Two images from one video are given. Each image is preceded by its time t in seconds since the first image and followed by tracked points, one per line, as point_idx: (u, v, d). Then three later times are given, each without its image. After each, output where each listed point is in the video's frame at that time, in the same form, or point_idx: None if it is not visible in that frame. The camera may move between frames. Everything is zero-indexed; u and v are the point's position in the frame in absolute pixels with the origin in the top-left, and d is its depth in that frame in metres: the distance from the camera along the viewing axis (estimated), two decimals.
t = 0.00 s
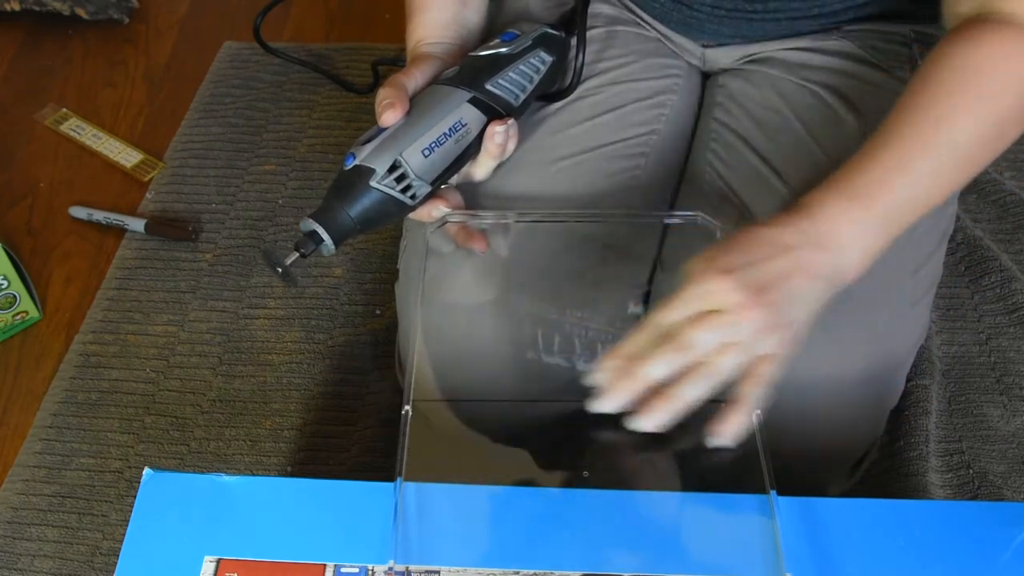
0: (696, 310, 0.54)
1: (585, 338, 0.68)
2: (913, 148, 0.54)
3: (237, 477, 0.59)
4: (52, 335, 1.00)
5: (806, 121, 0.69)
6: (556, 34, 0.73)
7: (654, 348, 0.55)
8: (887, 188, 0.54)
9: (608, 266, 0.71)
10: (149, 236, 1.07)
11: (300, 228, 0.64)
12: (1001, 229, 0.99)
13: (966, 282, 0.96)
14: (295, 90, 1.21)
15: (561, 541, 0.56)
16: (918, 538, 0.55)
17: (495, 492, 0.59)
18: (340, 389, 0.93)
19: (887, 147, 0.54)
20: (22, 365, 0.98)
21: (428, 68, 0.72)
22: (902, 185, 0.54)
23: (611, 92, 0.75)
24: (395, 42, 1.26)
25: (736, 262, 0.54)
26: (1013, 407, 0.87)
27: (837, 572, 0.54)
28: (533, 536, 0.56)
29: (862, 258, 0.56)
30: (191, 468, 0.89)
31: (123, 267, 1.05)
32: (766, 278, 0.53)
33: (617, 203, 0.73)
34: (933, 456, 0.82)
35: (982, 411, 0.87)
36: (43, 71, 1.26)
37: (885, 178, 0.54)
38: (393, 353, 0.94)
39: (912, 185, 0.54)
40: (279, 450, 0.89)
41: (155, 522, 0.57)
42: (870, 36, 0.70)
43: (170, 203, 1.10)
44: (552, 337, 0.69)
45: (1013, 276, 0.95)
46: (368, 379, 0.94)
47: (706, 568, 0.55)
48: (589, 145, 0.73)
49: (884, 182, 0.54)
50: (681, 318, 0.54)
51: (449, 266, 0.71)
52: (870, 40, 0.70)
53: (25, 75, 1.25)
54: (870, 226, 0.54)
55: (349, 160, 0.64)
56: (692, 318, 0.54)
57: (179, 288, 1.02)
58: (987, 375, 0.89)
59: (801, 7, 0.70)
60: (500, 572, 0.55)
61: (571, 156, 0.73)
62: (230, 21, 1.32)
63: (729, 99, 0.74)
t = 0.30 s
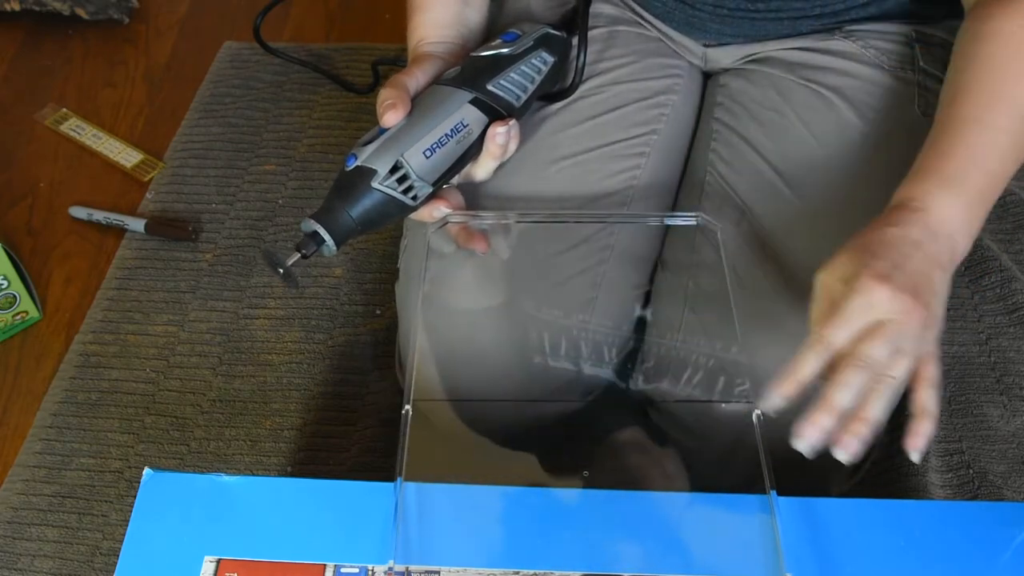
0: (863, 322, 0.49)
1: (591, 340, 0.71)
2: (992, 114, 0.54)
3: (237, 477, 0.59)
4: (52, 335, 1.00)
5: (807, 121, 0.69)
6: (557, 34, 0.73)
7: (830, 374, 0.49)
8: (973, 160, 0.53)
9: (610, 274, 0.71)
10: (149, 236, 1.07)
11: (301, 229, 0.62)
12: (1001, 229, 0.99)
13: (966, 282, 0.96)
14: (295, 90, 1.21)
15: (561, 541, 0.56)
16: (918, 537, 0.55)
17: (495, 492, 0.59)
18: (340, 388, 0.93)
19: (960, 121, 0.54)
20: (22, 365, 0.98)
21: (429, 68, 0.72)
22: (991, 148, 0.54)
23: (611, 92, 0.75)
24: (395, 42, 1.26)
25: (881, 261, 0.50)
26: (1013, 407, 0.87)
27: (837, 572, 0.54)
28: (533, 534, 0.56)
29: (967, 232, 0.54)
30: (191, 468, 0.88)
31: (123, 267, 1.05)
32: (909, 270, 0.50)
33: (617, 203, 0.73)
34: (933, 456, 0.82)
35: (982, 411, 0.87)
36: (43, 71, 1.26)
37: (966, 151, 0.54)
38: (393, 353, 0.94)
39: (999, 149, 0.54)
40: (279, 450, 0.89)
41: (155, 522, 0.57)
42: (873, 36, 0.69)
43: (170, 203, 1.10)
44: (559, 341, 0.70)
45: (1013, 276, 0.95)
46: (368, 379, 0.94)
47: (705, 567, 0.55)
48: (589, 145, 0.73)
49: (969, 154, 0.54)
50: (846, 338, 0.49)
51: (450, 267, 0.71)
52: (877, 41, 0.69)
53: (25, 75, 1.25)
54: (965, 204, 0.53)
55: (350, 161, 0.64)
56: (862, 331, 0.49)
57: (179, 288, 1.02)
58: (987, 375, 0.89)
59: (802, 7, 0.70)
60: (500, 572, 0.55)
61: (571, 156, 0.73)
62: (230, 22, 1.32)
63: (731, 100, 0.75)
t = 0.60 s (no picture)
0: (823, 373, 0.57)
1: (592, 343, 0.71)
2: (943, 141, 0.55)
3: (238, 477, 0.59)
4: (52, 335, 1.00)
5: (807, 121, 0.69)
6: (558, 35, 0.72)
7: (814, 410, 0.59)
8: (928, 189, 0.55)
9: (611, 273, 0.71)
10: (149, 236, 1.07)
11: (301, 230, 0.62)
12: (1001, 229, 0.99)
13: (966, 283, 0.96)
14: (295, 90, 1.21)
15: (560, 541, 0.56)
16: (918, 538, 0.55)
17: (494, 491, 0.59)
18: (341, 388, 0.93)
19: (913, 154, 0.56)
20: (22, 365, 0.98)
21: (429, 68, 0.73)
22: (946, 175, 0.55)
23: (612, 93, 0.75)
24: (395, 42, 1.26)
25: (835, 312, 0.55)
26: (1013, 407, 0.87)
27: (837, 572, 0.54)
28: (532, 534, 0.56)
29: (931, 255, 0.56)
30: (191, 467, 0.89)
31: (123, 267, 1.05)
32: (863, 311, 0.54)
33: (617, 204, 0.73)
34: (933, 456, 0.82)
35: (982, 411, 0.87)
36: (43, 71, 1.26)
37: (930, 181, 0.55)
38: (393, 353, 0.94)
39: (954, 174, 0.56)
40: (279, 450, 0.89)
41: (155, 522, 0.57)
42: (871, 36, 0.70)
43: (170, 204, 1.10)
44: (559, 345, 0.70)
45: (1013, 276, 0.95)
46: (368, 379, 0.94)
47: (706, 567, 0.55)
48: (589, 145, 0.73)
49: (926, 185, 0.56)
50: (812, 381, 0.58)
51: (451, 267, 0.71)
52: (878, 41, 0.70)
53: (25, 75, 1.25)
54: (924, 233, 0.55)
55: (350, 161, 0.64)
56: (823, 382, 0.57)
57: (179, 288, 1.02)
58: (987, 375, 0.89)
59: (803, 7, 0.70)
60: (500, 572, 0.55)
61: (572, 156, 0.73)
62: (230, 22, 1.32)
63: (732, 100, 0.74)
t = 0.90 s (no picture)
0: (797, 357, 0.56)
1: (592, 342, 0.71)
2: (923, 137, 0.55)
3: (237, 477, 0.59)
4: (52, 335, 1.00)
5: (807, 122, 0.69)
6: (561, 33, 0.73)
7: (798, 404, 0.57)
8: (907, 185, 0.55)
9: (612, 272, 0.72)
10: (149, 236, 1.07)
11: (298, 207, 0.62)
12: (1001, 229, 0.99)
13: (966, 282, 0.96)
14: (295, 90, 1.21)
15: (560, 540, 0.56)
16: (918, 538, 0.55)
17: (494, 491, 0.59)
18: (340, 388, 0.93)
19: (895, 150, 0.56)
20: (22, 365, 0.98)
21: (429, 60, 0.73)
22: (925, 172, 0.55)
23: (612, 93, 0.75)
24: (395, 43, 1.26)
25: (811, 304, 0.54)
26: (1013, 407, 0.87)
27: (837, 572, 0.54)
28: (532, 534, 0.56)
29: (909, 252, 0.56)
30: (191, 468, 0.89)
31: (123, 267, 1.05)
32: (837, 303, 0.54)
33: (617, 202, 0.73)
34: (933, 456, 0.82)
35: (982, 411, 0.87)
36: (43, 71, 1.26)
37: (909, 176, 0.55)
38: (393, 353, 0.94)
39: (933, 171, 0.56)
40: (279, 450, 0.89)
41: (155, 522, 0.57)
42: (871, 37, 0.70)
43: (170, 203, 1.10)
44: (559, 343, 0.71)
45: (1013, 276, 0.95)
46: (368, 380, 0.94)
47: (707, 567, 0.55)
48: (590, 146, 0.73)
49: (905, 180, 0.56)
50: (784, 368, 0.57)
51: (451, 252, 0.72)
52: (877, 41, 0.70)
53: (25, 75, 1.25)
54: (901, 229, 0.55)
55: (350, 142, 0.63)
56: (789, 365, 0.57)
57: (179, 288, 1.02)
58: (987, 375, 0.89)
59: (803, 8, 0.70)
60: (500, 572, 0.55)
61: (573, 157, 0.73)
62: (230, 22, 1.32)
63: (733, 101, 0.74)
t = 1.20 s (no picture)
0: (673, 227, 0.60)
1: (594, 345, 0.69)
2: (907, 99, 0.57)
3: (238, 477, 0.59)
4: (52, 335, 1.00)
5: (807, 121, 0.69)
6: (568, 34, 0.73)
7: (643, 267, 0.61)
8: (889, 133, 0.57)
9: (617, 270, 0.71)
10: (149, 236, 1.07)
11: (300, 189, 0.64)
12: (1001, 229, 0.99)
13: (966, 283, 0.96)
14: (295, 90, 1.21)
15: (559, 540, 0.56)
16: (918, 538, 0.55)
17: (494, 491, 0.59)
18: (340, 388, 0.93)
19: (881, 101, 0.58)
20: (22, 365, 0.98)
21: (434, 54, 0.73)
22: (897, 137, 0.57)
23: (611, 94, 0.75)
24: (396, 42, 1.26)
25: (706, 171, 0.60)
26: (1013, 407, 0.87)
27: (837, 572, 0.54)
28: (532, 534, 0.56)
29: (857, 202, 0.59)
30: (191, 467, 0.89)
31: (123, 267, 1.05)
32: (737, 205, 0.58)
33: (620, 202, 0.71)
34: (933, 456, 0.82)
35: (982, 411, 0.87)
36: (43, 71, 1.26)
37: (878, 124, 0.57)
38: (393, 353, 0.94)
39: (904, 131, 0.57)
40: (279, 450, 0.89)
41: (155, 523, 0.57)
42: (872, 36, 0.70)
43: (170, 203, 1.10)
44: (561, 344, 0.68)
45: (1013, 276, 0.95)
46: (368, 379, 0.94)
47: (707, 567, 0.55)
48: (590, 146, 0.73)
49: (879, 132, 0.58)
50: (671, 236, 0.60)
51: (453, 243, 0.71)
52: (877, 40, 0.70)
53: (25, 76, 1.25)
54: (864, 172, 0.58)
55: (354, 127, 0.64)
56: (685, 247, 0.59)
57: (179, 288, 1.02)
58: (987, 375, 0.89)
59: (804, 7, 0.70)
60: (500, 572, 0.55)
61: (573, 158, 0.73)
62: (231, 22, 1.32)
63: (733, 100, 0.74)
